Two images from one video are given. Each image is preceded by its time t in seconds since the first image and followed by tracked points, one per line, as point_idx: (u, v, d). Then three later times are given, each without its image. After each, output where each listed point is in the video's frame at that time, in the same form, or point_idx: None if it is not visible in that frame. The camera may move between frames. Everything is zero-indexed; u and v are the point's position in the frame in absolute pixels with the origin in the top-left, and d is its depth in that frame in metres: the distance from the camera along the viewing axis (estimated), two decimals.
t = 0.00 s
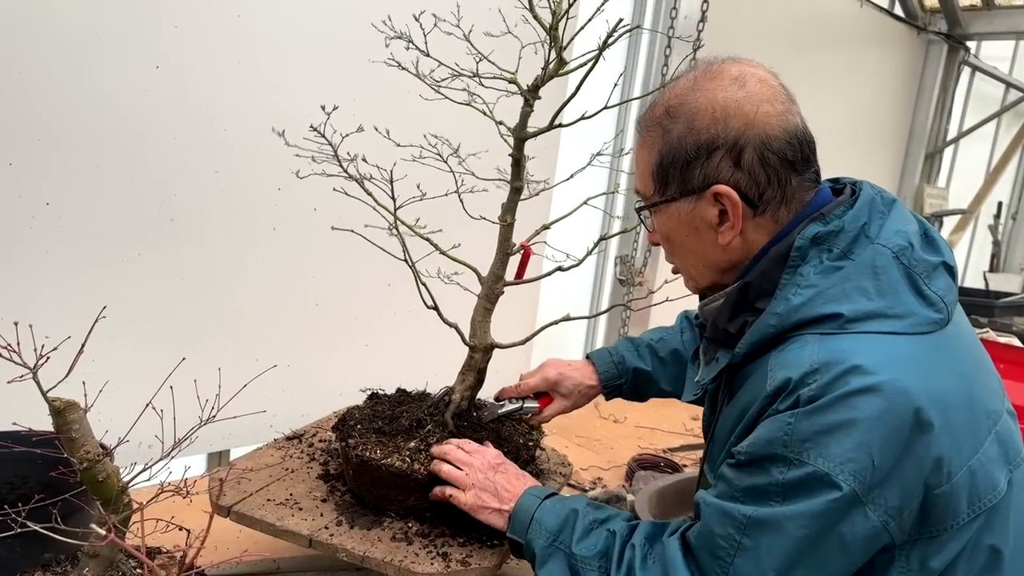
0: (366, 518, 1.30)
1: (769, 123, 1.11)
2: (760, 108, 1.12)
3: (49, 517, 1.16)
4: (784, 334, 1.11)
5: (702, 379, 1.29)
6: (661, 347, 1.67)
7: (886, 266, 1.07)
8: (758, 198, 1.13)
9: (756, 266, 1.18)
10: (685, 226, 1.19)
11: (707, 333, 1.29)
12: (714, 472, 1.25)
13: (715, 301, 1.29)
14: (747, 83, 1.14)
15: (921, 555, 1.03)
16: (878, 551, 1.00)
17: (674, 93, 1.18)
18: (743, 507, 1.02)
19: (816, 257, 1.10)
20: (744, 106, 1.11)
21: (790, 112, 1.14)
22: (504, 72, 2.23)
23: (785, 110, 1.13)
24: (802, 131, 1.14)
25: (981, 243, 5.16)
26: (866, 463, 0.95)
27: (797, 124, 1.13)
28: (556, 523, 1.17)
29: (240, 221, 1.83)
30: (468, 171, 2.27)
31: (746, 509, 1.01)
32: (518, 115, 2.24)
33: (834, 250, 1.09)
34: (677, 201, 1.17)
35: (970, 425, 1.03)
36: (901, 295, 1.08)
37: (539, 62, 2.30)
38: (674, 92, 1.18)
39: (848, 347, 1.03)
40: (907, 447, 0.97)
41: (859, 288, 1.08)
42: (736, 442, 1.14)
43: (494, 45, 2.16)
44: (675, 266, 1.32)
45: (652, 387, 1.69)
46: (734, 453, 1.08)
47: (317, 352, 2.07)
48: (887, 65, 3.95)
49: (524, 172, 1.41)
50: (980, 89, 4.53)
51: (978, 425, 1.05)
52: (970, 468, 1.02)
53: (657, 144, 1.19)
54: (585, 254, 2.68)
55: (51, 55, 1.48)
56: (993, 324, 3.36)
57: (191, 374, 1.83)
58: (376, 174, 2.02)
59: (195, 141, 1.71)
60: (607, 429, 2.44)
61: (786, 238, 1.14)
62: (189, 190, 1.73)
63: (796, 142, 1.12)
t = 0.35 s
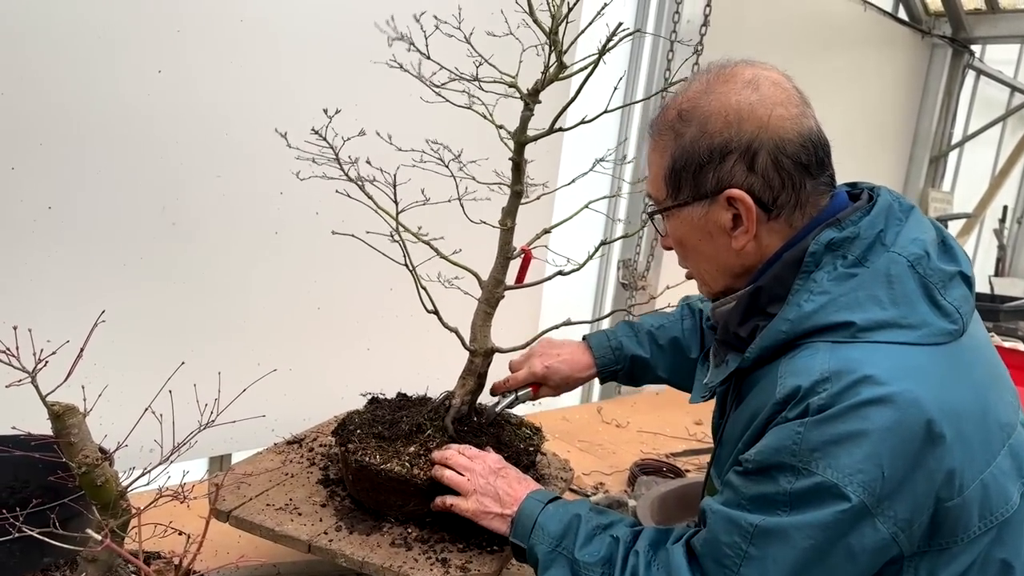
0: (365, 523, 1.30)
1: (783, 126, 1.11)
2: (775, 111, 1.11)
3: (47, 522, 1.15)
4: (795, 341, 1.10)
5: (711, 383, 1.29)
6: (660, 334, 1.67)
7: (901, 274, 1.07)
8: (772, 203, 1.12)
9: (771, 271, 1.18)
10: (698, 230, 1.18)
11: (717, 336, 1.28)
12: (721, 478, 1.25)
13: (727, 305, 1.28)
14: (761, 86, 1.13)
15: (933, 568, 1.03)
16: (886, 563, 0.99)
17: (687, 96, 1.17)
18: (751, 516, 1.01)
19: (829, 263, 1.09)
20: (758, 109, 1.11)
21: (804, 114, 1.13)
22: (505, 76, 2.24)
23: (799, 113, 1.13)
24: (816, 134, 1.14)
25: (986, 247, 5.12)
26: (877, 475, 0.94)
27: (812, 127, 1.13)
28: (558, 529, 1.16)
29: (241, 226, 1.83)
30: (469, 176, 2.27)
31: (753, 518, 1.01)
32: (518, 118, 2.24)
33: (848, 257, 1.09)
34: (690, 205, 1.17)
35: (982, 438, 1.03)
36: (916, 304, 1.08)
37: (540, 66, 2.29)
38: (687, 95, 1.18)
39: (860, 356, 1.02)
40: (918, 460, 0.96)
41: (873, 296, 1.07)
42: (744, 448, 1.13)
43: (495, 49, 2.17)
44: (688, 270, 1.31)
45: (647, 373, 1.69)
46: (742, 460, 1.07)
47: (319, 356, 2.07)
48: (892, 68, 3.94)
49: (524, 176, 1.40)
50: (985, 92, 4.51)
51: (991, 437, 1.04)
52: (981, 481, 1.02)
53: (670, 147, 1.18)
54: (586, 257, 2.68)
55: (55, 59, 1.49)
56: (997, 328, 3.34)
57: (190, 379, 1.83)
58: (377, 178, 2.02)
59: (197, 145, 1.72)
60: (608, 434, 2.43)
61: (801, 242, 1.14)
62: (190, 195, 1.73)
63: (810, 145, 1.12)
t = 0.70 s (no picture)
0: (376, 534, 1.29)
1: (809, 133, 1.11)
2: (801, 118, 1.11)
3: (60, 532, 1.15)
4: (826, 350, 1.09)
5: (731, 393, 1.28)
6: (672, 356, 1.66)
7: (932, 283, 1.07)
8: (797, 209, 1.12)
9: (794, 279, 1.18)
10: (721, 237, 1.18)
11: (738, 344, 1.27)
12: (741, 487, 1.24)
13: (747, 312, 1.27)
14: (787, 93, 1.13)
15: None
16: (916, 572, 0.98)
17: (712, 101, 1.17)
18: (781, 520, 1.00)
19: (857, 272, 1.09)
20: (785, 115, 1.11)
21: (830, 122, 1.14)
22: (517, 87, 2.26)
23: (825, 121, 1.13)
24: (841, 142, 1.14)
25: (997, 256, 5.09)
26: (915, 482, 0.93)
27: (837, 135, 1.13)
28: (576, 528, 1.14)
29: (253, 236, 1.83)
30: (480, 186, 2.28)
31: (784, 522, 0.99)
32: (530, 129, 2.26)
33: (876, 265, 1.08)
34: (714, 211, 1.16)
35: (1011, 447, 1.03)
36: (947, 313, 1.07)
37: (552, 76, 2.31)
38: (712, 100, 1.17)
39: (895, 363, 1.02)
40: (954, 467, 0.96)
41: (905, 304, 1.07)
42: (771, 455, 1.12)
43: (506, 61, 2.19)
44: (706, 277, 1.31)
45: (661, 397, 1.67)
46: (771, 466, 1.06)
47: (329, 365, 2.07)
48: (901, 77, 3.93)
49: (536, 187, 1.40)
50: (994, 101, 4.50)
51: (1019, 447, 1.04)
52: (1011, 491, 1.02)
53: (693, 152, 1.17)
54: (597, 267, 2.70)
55: (70, 71, 1.50)
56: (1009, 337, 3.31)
57: (203, 390, 1.83)
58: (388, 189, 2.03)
59: (210, 156, 1.72)
60: (617, 444, 2.41)
61: (826, 252, 1.14)
62: (203, 205, 1.74)
63: (836, 153, 1.12)
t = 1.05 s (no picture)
0: (386, 544, 1.29)
1: (807, 132, 1.11)
2: (799, 118, 1.12)
3: (71, 541, 1.14)
4: (831, 348, 1.09)
5: (734, 393, 1.28)
6: (669, 344, 1.66)
7: (934, 281, 1.07)
8: (797, 207, 1.12)
9: (796, 278, 1.18)
10: (722, 235, 1.17)
11: (741, 346, 1.28)
12: (745, 486, 1.23)
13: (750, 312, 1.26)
14: (785, 94, 1.14)
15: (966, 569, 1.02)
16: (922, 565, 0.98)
17: (711, 104, 1.18)
18: (790, 516, 0.98)
19: (860, 272, 1.09)
20: (783, 116, 1.11)
21: (826, 123, 1.14)
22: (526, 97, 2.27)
23: (822, 121, 1.14)
24: (837, 142, 1.15)
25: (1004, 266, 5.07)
26: (922, 474, 0.93)
27: (835, 136, 1.14)
28: (587, 533, 1.13)
29: (262, 244, 1.84)
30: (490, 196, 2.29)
31: (793, 517, 0.97)
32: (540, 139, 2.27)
33: (879, 265, 1.09)
34: (715, 210, 1.16)
35: (1012, 440, 1.03)
36: (949, 310, 1.08)
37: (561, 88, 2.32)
38: (711, 103, 1.18)
39: (899, 359, 1.02)
40: (958, 459, 0.96)
41: (907, 302, 1.07)
42: (777, 452, 1.11)
43: (516, 71, 2.21)
44: (709, 279, 1.30)
45: (656, 384, 1.68)
46: (778, 462, 1.04)
47: (337, 373, 2.07)
48: (907, 86, 3.94)
49: (545, 197, 1.41)
50: (1000, 110, 4.50)
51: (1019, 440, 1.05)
52: (1012, 483, 1.02)
53: (695, 154, 1.18)
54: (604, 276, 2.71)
55: (81, 80, 1.51)
56: (1017, 346, 3.29)
57: (212, 399, 1.84)
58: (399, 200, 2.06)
59: (220, 164, 1.74)
60: (625, 454, 2.41)
61: (830, 252, 1.15)
62: (212, 213, 1.75)
63: (833, 151, 1.13)
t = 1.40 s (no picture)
0: (389, 549, 1.29)
1: (797, 142, 1.11)
2: (789, 129, 1.12)
3: (74, 546, 1.14)
4: (823, 349, 1.08)
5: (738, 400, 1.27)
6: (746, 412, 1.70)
7: (921, 283, 1.07)
8: (789, 215, 1.12)
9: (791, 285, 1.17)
10: (718, 245, 1.17)
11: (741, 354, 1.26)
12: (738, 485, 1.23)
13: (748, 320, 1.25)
14: (774, 106, 1.14)
15: None
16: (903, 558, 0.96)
17: (704, 118, 1.18)
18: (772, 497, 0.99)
19: (850, 277, 1.09)
20: (773, 126, 1.12)
21: (816, 133, 1.15)
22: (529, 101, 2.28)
23: (811, 131, 1.14)
24: (827, 151, 1.15)
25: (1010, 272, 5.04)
26: (902, 466, 0.93)
27: (825, 145, 1.14)
28: (594, 496, 1.19)
29: (265, 248, 1.84)
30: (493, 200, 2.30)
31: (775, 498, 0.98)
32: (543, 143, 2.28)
33: (868, 270, 1.09)
34: (711, 221, 1.16)
35: (995, 438, 1.02)
36: (936, 310, 1.07)
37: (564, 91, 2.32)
38: (704, 117, 1.18)
39: (886, 357, 1.01)
40: (940, 453, 0.95)
41: (895, 303, 1.07)
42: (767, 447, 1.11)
43: (520, 76, 2.21)
44: (708, 289, 1.30)
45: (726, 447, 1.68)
46: (766, 454, 1.05)
47: (340, 378, 2.07)
48: (910, 92, 3.94)
49: (548, 201, 1.40)
50: (1004, 116, 4.50)
51: (1003, 439, 1.04)
52: (994, 481, 1.01)
53: (689, 166, 1.18)
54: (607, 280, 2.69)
55: (87, 85, 1.52)
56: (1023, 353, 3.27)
57: (216, 403, 1.83)
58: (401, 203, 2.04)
59: (225, 169, 1.74)
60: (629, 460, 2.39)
61: (821, 259, 1.15)
62: (216, 218, 1.75)
63: (823, 160, 1.12)
